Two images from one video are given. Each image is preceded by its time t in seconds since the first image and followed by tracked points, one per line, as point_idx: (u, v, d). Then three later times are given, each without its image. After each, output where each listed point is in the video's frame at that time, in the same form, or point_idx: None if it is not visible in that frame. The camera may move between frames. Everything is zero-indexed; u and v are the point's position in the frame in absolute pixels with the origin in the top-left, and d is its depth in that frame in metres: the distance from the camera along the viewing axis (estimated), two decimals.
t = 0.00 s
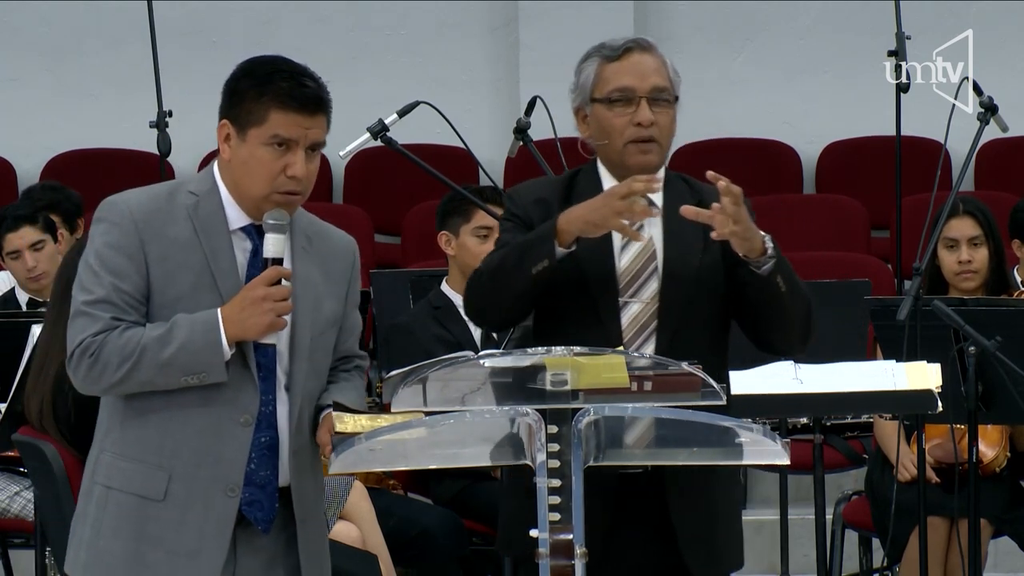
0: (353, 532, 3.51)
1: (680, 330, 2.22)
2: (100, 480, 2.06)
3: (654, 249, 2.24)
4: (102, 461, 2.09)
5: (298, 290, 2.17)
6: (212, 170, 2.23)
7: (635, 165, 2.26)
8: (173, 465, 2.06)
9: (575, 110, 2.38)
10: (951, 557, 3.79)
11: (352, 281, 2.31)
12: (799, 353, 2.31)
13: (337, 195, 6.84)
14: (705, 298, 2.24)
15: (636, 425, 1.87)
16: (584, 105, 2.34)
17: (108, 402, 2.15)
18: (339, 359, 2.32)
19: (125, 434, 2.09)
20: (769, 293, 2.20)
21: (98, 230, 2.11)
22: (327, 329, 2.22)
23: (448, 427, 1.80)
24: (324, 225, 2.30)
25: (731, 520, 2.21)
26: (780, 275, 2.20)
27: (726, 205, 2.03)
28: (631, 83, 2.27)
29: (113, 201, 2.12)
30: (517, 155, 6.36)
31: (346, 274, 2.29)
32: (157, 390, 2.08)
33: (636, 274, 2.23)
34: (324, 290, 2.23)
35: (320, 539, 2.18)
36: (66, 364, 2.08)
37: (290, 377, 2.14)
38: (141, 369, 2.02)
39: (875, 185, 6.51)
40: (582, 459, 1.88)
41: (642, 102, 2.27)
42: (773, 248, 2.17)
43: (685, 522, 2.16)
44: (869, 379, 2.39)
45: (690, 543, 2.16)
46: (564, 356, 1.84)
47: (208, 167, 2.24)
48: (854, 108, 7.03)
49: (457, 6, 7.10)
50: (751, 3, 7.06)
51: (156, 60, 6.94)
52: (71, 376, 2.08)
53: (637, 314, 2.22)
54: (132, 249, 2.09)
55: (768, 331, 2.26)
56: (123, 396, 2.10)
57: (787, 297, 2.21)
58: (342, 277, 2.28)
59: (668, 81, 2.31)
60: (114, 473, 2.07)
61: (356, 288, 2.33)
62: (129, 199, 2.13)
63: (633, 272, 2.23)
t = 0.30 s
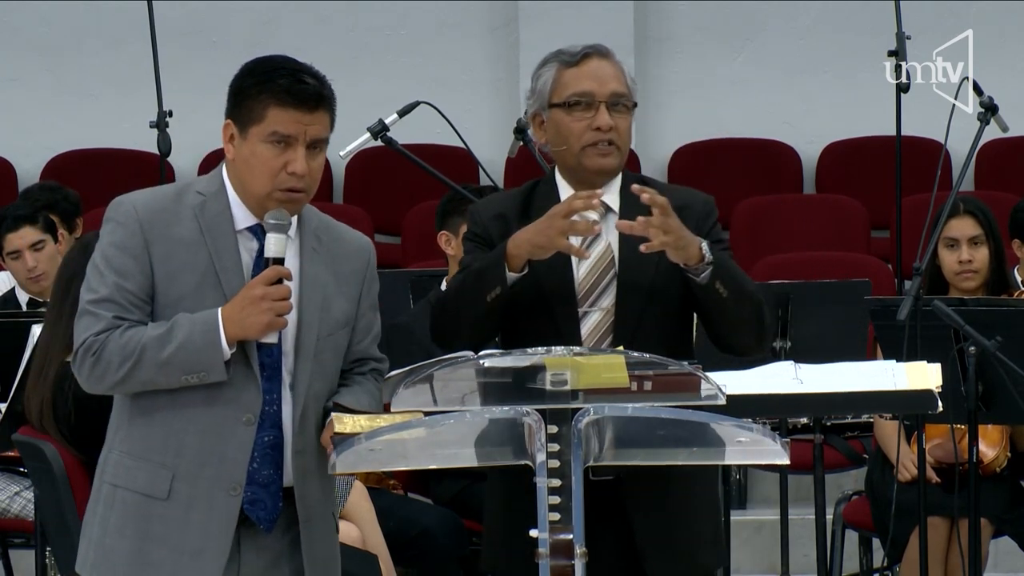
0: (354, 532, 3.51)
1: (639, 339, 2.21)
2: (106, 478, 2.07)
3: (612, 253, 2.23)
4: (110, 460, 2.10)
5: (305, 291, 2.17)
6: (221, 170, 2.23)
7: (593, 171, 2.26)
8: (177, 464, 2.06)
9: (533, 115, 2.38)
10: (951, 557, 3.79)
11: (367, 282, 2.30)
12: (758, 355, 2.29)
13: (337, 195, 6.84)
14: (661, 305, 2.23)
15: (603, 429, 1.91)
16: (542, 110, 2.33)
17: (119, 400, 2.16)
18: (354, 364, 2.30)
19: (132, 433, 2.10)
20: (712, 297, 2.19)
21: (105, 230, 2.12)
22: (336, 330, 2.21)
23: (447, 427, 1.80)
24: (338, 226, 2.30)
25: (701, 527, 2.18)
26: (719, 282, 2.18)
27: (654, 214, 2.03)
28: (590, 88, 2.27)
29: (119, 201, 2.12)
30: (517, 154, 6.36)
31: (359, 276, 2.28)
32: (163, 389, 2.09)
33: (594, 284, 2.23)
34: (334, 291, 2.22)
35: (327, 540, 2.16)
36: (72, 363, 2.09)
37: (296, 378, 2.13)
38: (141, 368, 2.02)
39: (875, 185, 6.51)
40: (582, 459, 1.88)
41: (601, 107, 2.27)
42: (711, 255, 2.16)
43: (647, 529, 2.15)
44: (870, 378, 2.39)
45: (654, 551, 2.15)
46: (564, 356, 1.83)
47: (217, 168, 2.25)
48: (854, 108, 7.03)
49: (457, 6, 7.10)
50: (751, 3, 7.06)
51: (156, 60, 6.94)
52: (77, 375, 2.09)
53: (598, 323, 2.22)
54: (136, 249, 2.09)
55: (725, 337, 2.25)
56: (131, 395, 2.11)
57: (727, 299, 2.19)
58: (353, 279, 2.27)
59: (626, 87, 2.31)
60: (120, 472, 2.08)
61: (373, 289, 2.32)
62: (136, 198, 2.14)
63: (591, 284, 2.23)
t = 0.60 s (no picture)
0: (354, 532, 3.50)
1: (654, 341, 2.22)
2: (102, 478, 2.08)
3: (630, 255, 2.24)
4: (107, 460, 2.11)
5: (300, 289, 2.16)
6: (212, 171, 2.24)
7: (609, 171, 2.26)
8: (170, 462, 2.07)
9: (549, 116, 2.38)
10: (951, 557, 3.79)
11: (362, 281, 2.30)
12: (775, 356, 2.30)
13: (337, 195, 6.84)
14: (678, 307, 2.23)
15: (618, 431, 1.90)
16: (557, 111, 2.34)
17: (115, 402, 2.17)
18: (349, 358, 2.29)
19: (127, 433, 2.11)
20: (730, 298, 2.19)
21: (98, 231, 2.14)
22: (330, 328, 2.21)
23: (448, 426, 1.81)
24: (332, 224, 2.29)
25: (711, 528, 2.18)
26: (739, 283, 2.18)
27: (676, 215, 2.03)
28: (606, 87, 2.28)
29: (113, 203, 2.13)
30: (517, 154, 6.36)
31: (355, 275, 2.28)
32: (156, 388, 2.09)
33: (612, 284, 2.23)
34: (329, 289, 2.22)
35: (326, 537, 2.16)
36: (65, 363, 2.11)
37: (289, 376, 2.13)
38: (130, 365, 2.03)
39: (875, 185, 6.50)
40: (582, 459, 1.88)
41: (617, 105, 2.26)
42: (731, 256, 2.16)
43: (653, 526, 2.16)
44: (871, 377, 2.40)
45: (659, 547, 2.15)
46: (564, 357, 1.84)
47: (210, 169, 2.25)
48: (854, 108, 7.03)
49: (457, 6, 7.10)
50: (751, 3, 7.06)
51: (156, 60, 6.94)
52: (70, 376, 2.10)
53: (616, 323, 2.22)
54: (127, 249, 2.10)
55: (742, 337, 2.26)
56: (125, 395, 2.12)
57: (746, 302, 2.20)
58: (349, 278, 2.26)
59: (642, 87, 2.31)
60: (116, 471, 2.08)
61: (368, 288, 2.31)
62: (129, 199, 2.15)
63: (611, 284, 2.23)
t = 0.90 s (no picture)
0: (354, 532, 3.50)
1: (716, 332, 2.19)
2: (98, 487, 2.09)
3: (689, 248, 2.23)
4: (102, 469, 2.12)
5: (284, 291, 2.15)
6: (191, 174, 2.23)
7: (673, 163, 2.25)
8: (164, 468, 2.07)
9: (608, 106, 2.36)
10: (951, 557, 3.79)
11: (351, 272, 2.28)
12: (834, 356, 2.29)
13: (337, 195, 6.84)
14: (741, 299, 2.21)
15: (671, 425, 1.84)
16: (620, 100, 2.32)
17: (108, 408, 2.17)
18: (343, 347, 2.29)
19: (119, 440, 2.11)
20: (803, 292, 2.19)
21: (81, 242, 2.14)
22: (319, 324, 2.19)
23: (447, 427, 1.80)
24: (314, 217, 2.28)
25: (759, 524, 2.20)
26: (817, 276, 2.18)
27: (763, 204, 2.05)
28: (672, 79, 2.27)
29: (95, 212, 2.13)
30: (517, 154, 6.36)
31: (342, 268, 2.27)
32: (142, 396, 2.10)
33: (671, 275, 2.21)
34: (314, 285, 2.21)
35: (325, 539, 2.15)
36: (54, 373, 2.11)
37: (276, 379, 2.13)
38: (116, 376, 2.03)
39: (875, 185, 6.50)
40: (582, 459, 1.88)
41: (683, 97, 2.26)
42: (810, 249, 2.17)
43: (708, 510, 2.15)
44: (872, 379, 2.59)
45: (713, 534, 2.14)
46: (564, 356, 1.85)
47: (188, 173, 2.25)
48: (854, 108, 7.03)
49: (458, 6, 7.10)
50: (752, 3, 7.06)
51: (156, 59, 6.94)
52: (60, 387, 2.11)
53: (673, 315, 2.21)
54: (109, 258, 2.10)
55: (802, 336, 2.25)
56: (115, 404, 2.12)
57: (821, 300, 2.20)
58: (335, 272, 2.25)
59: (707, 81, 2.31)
60: (111, 479, 2.09)
61: (357, 279, 2.30)
62: (110, 208, 2.14)
63: (673, 266, 2.22)
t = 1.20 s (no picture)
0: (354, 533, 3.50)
1: (760, 332, 2.20)
2: (113, 492, 2.08)
3: (730, 248, 2.24)
4: (114, 475, 2.11)
5: (276, 277, 2.15)
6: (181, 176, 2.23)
7: (722, 159, 2.24)
8: (179, 470, 2.07)
9: (653, 102, 2.34)
10: (951, 557, 3.79)
11: (349, 258, 2.27)
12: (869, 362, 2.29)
13: (337, 195, 6.84)
14: (783, 299, 2.23)
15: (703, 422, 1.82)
16: (666, 97, 2.30)
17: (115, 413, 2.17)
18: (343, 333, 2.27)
19: (128, 445, 2.11)
20: (855, 298, 2.18)
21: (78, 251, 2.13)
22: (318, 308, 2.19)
23: (447, 428, 1.80)
24: (309, 206, 2.27)
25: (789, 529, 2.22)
26: (872, 282, 2.18)
27: (831, 209, 2.01)
28: (721, 75, 2.25)
29: (89, 220, 2.13)
30: (517, 154, 6.36)
31: (338, 253, 2.25)
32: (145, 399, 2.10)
33: (714, 273, 2.22)
34: (308, 272, 2.20)
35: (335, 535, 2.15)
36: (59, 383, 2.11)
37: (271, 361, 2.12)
38: (119, 380, 2.03)
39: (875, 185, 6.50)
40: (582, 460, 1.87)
41: (732, 95, 2.24)
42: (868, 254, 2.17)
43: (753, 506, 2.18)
44: (871, 379, 2.72)
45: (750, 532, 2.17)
46: (564, 356, 1.86)
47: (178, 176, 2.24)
48: (854, 108, 7.03)
49: (458, 6, 7.10)
50: (752, 3, 7.06)
51: (156, 59, 6.94)
52: (65, 397, 2.11)
53: (714, 314, 2.21)
54: (107, 265, 2.09)
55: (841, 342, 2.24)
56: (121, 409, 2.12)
57: (873, 306, 2.19)
58: (331, 257, 2.24)
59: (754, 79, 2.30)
60: (125, 484, 2.09)
61: (356, 264, 2.28)
62: (104, 215, 2.14)
63: (718, 262, 2.23)
